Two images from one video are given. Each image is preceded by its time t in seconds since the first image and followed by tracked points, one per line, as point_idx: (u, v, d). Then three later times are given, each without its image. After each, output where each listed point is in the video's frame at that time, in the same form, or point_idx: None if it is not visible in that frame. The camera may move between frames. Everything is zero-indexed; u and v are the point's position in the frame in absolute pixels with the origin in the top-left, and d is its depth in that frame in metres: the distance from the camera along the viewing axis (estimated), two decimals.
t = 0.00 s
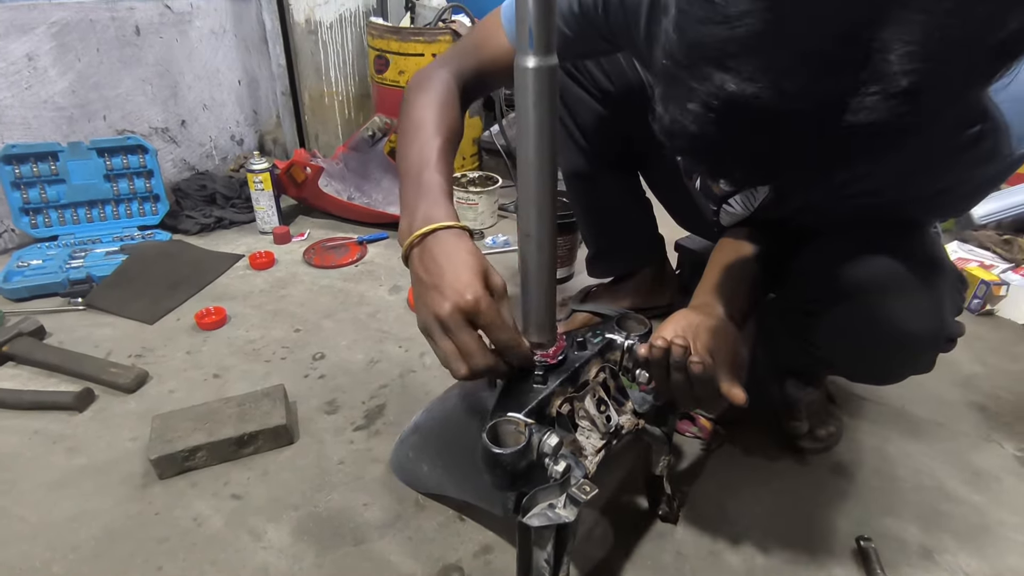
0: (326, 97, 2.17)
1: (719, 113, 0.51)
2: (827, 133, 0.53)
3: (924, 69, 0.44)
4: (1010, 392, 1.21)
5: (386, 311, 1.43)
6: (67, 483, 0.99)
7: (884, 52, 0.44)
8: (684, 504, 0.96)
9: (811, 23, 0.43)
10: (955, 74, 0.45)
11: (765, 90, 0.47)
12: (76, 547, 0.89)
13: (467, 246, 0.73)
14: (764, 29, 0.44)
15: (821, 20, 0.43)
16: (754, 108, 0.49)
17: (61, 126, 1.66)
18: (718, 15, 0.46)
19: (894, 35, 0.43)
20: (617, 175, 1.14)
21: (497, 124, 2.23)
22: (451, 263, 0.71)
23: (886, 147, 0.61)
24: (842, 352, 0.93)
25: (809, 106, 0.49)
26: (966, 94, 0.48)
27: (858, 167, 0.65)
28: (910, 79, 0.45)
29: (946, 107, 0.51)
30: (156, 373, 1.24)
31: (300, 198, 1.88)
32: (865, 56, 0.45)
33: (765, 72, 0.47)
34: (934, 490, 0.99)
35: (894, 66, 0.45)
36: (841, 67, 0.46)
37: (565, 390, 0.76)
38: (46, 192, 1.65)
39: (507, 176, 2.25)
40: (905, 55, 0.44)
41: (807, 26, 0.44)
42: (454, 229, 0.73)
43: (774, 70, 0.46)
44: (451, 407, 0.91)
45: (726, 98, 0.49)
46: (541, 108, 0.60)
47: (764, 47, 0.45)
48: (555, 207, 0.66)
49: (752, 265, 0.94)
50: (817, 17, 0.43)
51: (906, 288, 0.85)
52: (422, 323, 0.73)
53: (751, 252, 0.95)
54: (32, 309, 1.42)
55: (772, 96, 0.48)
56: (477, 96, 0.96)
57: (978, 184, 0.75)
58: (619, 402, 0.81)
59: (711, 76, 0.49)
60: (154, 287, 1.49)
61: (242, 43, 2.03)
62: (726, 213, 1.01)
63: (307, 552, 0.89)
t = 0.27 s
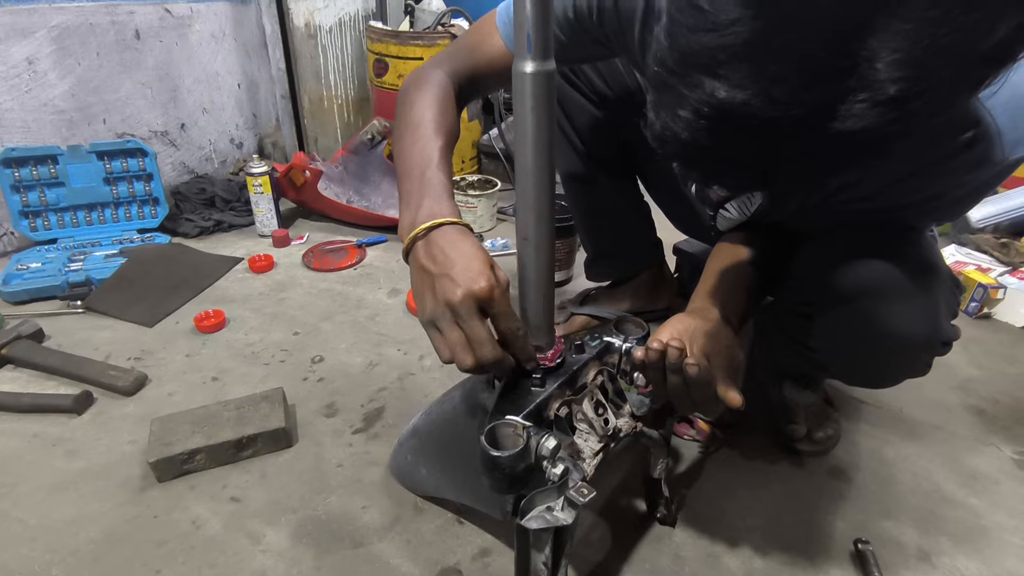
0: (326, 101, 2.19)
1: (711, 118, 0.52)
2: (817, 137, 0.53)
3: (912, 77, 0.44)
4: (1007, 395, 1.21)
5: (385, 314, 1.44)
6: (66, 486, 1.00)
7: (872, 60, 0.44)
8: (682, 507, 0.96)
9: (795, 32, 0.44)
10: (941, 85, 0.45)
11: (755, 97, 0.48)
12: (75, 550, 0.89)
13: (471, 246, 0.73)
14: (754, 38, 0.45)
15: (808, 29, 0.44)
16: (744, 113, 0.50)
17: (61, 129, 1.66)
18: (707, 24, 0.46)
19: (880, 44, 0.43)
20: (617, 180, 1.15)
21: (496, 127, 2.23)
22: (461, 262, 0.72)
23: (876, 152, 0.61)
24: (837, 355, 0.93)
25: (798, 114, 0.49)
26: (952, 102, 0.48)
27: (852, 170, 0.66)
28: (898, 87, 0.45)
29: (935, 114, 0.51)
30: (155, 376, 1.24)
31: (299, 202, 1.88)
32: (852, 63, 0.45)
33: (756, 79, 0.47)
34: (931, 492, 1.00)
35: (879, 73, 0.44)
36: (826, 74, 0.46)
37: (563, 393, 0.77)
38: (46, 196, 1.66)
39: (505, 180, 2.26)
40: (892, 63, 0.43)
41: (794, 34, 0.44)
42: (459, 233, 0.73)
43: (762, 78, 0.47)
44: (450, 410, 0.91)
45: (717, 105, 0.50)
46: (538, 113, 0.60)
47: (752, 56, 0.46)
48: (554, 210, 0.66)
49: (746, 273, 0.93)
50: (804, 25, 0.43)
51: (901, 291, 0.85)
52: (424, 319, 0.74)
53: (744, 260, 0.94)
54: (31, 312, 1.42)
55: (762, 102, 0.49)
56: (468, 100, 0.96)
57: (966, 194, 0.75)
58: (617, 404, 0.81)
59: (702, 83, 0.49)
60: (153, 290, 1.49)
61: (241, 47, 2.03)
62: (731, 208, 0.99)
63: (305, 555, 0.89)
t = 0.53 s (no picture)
0: (326, 103, 2.20)
1: (714, 121, 0.51)
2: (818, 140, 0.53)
3: (916, 81, 0.44)
4: (1005, 397, 1.21)
5: (384, 316, 1.44)
6: (64, 487, 0.99)
7: (877, 64, 0.43)
8: (680, 508, 0.96)
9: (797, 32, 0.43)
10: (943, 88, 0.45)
11: (759, 100, 0.47)
12: (73, 551, 0.89)
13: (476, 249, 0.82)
14: (759, 41, 0.44)
15: (814, 34, 0.43)
16: (749, 115, 0.49)
17: (60, 131, 1.66)
18: (710, 25, 0.45)
19: (885, 48, 0.42)
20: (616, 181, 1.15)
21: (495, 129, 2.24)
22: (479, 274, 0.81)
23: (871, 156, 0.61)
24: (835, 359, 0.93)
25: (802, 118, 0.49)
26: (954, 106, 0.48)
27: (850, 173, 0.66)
28: (902, 91, 0.45)
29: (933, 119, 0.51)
30: (153, 377, 1.24)
31: (298, 203, 1.87)
32: (855, 69, 0.44)
33: (760, 82, 0.46)
34: (929, 494, 1.00)
35: (886, 78, 0.44)
36: (829, 79, 0.45)
37: (561, 394, 0.77)
38: (45, 197, 1.65)
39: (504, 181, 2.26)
40: (896, 68, 0.43)
41: (800, 38, 0.43)
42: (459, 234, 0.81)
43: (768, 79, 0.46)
44: (450, 411, 0.91)
45: (721, 107, 0.49)
46: (537, 115, 0.60)
47: (756, 58, 0.45)
48: (552, 212, 0.66)
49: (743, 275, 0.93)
50: (808, 27, 0.43)
51: (898, 294, 0.85)
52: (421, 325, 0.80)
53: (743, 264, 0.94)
54: (29, 314, 1.42)
55: (766, 105, 0.48)
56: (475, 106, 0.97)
57: (962, 197, 0.76)
58: (616, 406, 0.82)
59: (706, 85, 0.48)
60: (152, 292, 1.49)
61: (241, 49, 2.03)
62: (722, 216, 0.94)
63: (304, 556, 0.89)
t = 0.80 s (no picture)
0: (326, 105, 2.20)
1: (712, 121, 0.50)
2: (815, 141, 0.53)
3: (913, 85, 0.44)
4: (1005, 399, 1.21)
5: (384, 317, 1.44)
6: (64, 489, 0.99)
7: (875, 67, 0.43)
8: (680, 510, 0.96)
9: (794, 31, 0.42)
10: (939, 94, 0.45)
11: (758, 101, 0.47)
12: (73, 553, 0.89)
13: (466, 247, 0.82)
14: (758, 41, 0.44)
15: (811, 36, 0.43)
16: (745, 115, 0.49)
17: (61, 132, 1.66)
18: (709, 25, 0.45)
19: (883, 51, 0.42)
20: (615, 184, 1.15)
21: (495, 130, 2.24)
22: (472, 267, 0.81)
23: (867, 159, 0.61)
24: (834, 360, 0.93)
25: (800, 120, 0.49)
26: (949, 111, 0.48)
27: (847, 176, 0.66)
28: (900, 95, 0.45)
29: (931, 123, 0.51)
30: (153, 379, 1.23)
31: (297, 205, 1.87)
32: (853, 70, 0.44)
33: (758, 83, 0.46)
34: (929, 496, 1.00)
35: (883, 81, 0.44)
36: (826, 82, 0.45)
37: (562, 396, 0.77)
38: (45, 198, 1.66)
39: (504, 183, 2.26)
40: (893, 71, 0.43)
41: (798, 39, 0.43)
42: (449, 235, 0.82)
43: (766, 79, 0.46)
44: (450, 413, 0.91)
45: (720, 108, 0.49)
46: (537, 117, 0.60)
47: (754, 58, 0.45)
48: (553, 214, 0.66)
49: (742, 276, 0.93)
50: (804, 28, 0.43)
51: (897, 296, 0.86)
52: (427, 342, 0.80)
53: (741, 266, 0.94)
54: (29, 315, 1.42)
55: (766, 106, 0.48)
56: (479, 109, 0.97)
57: (959, 201, 0.77)
58: (616, 407, 0.81)
59: (705, 86, 0.48)
60: (151, 293, 1.49)
61: (242, 51, 2.03)
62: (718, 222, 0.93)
63: (304, 558, 0.89)
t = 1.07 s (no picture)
0: (325, 108, 2.20)
1: (721, 126, 0.51)
2: (822, 147, 0.53)
3: (922, 91, 0.44)
4: (1003, 401, 1.21)
5: (383, 320, 1.44)
6: (62, 491, 0.99)
7: (883, 73, 0.43)
8: (679, 512, 0.97)
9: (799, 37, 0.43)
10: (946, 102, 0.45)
11: (766, 106, 0.47)
12: (70, 556, 0.89)
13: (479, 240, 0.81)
14: (765, 48, 0.44)
15: (817, 42, 0.43)
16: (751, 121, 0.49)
17: (60, 135, 1.66)
18: (716, 32, 0.45)
19: (892, 57, 0.42)
20: (613, 186, 1.15)
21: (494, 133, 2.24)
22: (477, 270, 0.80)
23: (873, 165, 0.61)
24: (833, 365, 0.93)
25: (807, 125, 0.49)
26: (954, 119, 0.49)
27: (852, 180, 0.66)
28: (909, 101, 0.45)
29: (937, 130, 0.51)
30: (152, 381, 1.24)
31: (297, 207, 1.88)
32: (861, 76, 0.44)
33: (765, 89, 0.46)
34: (927, 498, 1.00)
35: (892, 86, 0.44)
36: (835, 87, 0.45)
37: (559, 399, 0.77)
38: (44, 201, 1.66)
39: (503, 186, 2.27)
40: (902, 78, 0.43)
41: (807, 45, 0.43)
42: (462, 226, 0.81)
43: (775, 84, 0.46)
44: (448, 416, 0.91)
45: (727, 114, 0.49)
46: (534, 121, 0.61)
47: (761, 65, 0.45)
48: (552, 217, 0.67)
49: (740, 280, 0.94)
50: (812, 34, 0.43)
51: (895, 300, 0.86)
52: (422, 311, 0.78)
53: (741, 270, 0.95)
54: (28, 318, 1.42)
55: (773, 113, 0.48)
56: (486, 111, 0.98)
57: (960, 205, 0.77)
58: (614, 410, 0.81)
59: (712, 92, 0.49)
60: (150, 295, 1.49)
61: (241, 53, 2.05)
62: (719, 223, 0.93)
63: (302, 561, 0.89)
